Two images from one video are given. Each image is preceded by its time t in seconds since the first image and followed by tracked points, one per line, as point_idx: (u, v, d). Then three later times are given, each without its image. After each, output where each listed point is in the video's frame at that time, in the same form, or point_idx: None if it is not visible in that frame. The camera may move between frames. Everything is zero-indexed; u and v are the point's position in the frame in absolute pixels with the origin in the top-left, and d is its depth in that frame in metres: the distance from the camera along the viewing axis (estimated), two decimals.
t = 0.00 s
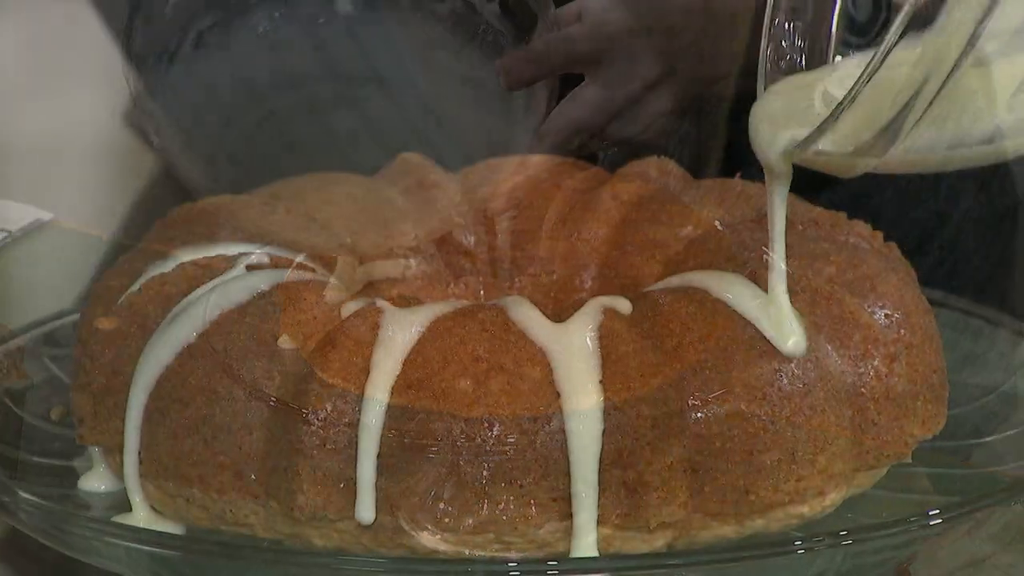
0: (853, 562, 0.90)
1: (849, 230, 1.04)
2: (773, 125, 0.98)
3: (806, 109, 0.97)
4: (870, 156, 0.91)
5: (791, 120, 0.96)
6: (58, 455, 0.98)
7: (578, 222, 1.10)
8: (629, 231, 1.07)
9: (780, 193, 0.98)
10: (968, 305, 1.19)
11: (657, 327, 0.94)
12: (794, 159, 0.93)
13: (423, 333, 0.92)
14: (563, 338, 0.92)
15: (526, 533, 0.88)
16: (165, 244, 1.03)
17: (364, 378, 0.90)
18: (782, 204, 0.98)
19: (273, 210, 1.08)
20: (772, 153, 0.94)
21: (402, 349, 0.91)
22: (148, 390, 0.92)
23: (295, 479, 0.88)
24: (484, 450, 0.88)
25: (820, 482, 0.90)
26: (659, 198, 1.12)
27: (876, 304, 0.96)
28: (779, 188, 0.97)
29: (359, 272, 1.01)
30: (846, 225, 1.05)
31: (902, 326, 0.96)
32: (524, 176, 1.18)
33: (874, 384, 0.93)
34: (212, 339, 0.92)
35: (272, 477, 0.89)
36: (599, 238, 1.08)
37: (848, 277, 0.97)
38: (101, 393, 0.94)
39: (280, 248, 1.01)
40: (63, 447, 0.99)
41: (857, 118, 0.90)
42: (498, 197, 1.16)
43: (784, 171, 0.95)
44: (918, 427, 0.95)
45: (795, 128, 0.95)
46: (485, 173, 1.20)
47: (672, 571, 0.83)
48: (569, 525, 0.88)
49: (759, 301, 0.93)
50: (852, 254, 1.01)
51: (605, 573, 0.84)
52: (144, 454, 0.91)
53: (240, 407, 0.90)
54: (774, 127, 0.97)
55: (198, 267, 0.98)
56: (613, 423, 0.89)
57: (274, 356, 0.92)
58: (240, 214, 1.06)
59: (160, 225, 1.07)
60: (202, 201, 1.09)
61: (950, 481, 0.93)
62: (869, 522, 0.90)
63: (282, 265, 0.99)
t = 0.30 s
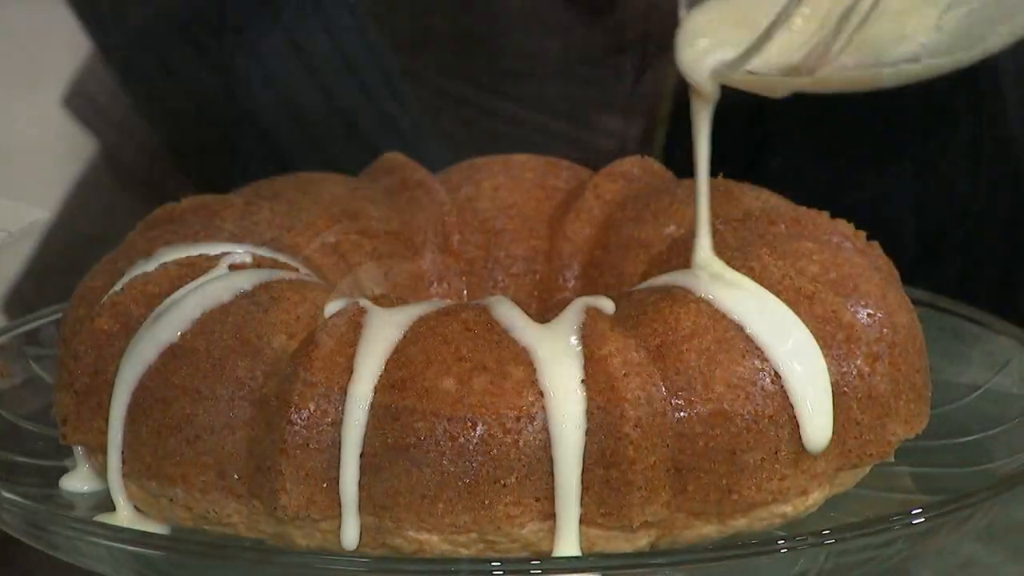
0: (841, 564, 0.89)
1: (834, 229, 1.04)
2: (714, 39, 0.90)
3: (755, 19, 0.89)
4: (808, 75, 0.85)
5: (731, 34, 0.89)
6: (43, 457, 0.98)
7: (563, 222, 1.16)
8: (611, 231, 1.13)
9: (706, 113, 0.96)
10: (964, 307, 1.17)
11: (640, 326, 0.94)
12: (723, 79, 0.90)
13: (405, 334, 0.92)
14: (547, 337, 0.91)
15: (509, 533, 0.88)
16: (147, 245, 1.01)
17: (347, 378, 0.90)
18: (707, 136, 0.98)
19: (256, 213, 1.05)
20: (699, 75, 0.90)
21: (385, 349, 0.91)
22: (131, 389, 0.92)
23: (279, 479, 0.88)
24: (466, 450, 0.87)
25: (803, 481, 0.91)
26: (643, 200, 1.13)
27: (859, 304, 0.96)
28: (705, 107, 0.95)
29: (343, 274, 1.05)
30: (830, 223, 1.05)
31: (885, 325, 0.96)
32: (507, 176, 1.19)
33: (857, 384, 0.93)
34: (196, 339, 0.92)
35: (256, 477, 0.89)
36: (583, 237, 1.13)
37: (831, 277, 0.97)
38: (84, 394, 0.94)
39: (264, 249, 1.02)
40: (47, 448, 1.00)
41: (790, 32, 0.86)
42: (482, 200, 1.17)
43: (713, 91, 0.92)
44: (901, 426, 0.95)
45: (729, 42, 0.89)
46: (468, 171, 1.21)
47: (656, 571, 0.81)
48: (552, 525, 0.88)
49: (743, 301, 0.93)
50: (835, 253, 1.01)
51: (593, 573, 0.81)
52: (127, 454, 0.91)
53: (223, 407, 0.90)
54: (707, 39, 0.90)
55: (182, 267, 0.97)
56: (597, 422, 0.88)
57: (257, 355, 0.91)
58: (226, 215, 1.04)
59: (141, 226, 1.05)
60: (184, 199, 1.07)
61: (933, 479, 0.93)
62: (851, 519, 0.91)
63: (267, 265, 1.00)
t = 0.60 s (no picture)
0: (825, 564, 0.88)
1: (816, 229, 1.05)
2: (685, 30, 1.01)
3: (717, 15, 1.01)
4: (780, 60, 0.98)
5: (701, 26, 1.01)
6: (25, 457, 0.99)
7: (545, 221, 1.16)
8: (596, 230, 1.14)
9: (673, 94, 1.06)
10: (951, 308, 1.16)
11: (623, 326, 0.94)
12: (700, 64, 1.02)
13: (388, 333, 0.92)
14: (531, 336, 0.91)
15: (492, 533, 0.88)
16: (130, 245, 1.01)
17: (330, 377, 0.90)
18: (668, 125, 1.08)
19: (239, 212, 1.05)
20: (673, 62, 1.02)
21: (368, 349, 0.91)
22: (115, 389, 0.92)
23: (262, 479, 0.87)
24: (450, 449, 0.87)
25: (787, 481, 0.91)
26: (626, 201, 1.13)
27: (842, 303, 0.96)
28: (674, 90, 1.05)
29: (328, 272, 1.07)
30: (813, 222, 1.05)
31: (868, 325, 0.96)
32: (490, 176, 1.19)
33: (840, 383, 0.93)
34: (179, 339, 0.92)
35: (238, 477, 0.89)
36: (565, 237, 1.15)
37: (814, 276, 0.97)
38: (67, 393, 0.94)
39: (247, 249, 1.02)
40: (29, 449, 0.99)
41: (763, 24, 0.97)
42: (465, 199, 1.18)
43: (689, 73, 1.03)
44: (884, 426, 0.95)
45: (698, 33, 1.01)
46: (451, 171, 1.21)
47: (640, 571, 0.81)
48: (535, 525, 0.88)
49: (727, 301, 0.94)
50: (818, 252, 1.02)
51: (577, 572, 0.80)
52: (110, 454, 0.91)
53: (206, 407, 0.90)
54: (683, 28, 1.01)
55: (165, 267, 0.97)
56: (580, 422, 0.88)
57: (240, 355, 0.92)
58: (209, 215, 1.04)
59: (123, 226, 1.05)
60: (168, 198, 1.06)
61: (916, 479, 0.93)
62: (835, 519, 0.91)
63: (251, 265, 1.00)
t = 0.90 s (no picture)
0: (807, 564, 0.88)
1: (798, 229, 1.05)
2: (807, 76, 0.93)
3: (852, 58, 0.93)
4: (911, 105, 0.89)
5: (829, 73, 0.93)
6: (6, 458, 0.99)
7: (526, 220, 1.17)
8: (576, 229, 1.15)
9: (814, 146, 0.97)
10: (925, 307, 1.16)
11: (604, 325, 0.94)
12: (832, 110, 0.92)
13: (370, 334, 0.92)
14: (513, 336, 0.91)
15: (474, 533, 0.88)
16: (111, 245, 1.01)
17: (312, 378, 0.90)
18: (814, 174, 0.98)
19: (220, 211, 1.05)
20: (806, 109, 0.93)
21: (350, 349, 0.91)
22: (97, 389, 0.92)
23: (243, 479, 0.87)
24: (432, 449, 0.87)
25: (768, 481, 0.90)
26: (608, 201, 1.13)
27: (824, 303, 0.96)
28: (815, 138, 0.96)
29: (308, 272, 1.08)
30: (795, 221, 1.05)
31: (849, 324, 0.96)
32: (472, 176, 1.20)
33: (821, 383, 0.93)
34: (161, 339, 0.92)
35: (220, 478, 0.89)
36: (547, 236, 1.15)
37: (796, 276, 0.97)
38: (49, 394, 0.94)
39: (228, 249, 1.02)
40: (10, 449, 1.00)
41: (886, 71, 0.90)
42: (446, 199, 1.18)
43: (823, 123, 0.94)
44: (865, 425, 0.95)
45: (831, 80, 0.92)
46: (432, 171, 1.22)
47: (622, 570, 0.80)
48: (517, 525, 0.88)
49: (710, 300, 0.94)
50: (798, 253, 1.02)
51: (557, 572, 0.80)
52: (92, 455, 0.91)
53: (188, 407, 0.90)
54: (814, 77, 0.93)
55: (147, 267, 0.97)
56: (562, 422, 0.88)
57: (222, 355, 0.91)
58: (190, 215, 1.04)
59: (105, 226, 1.05)
60: (149, 198, 1.06)
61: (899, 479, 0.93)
62: (817, 519, 0.91)
63: (232, 265, 1.00)
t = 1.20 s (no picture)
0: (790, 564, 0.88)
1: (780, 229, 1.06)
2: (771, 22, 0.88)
3: (809, 1, 0.88)
4: (878, 48, 0.86)
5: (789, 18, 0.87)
6: None
7: (510, 220, 1.17)
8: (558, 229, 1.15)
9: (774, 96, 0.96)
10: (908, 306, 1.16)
11: (587, 324, 0.94)
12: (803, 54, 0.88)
13: (353, 334, 0.92)
14: (495, 336, 0.91)
15: (457, 533, 0.87)
16: (94, 245, 1.01)
17: (294, 378, 0.90)
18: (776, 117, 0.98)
19: (202, 211, 1.06)
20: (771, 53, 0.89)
21: (333, 349, 0.91)
22: (79, 389, 0.92)
23: (225, 479, 0.87)
24: (414, 449, 0.87)
25: (750, 481, 0.90)
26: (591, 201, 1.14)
27: (805, 304, 0.96)
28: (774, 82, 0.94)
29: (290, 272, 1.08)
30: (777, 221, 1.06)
31: (831, 325, 0.96)
32: (455, 177, 1.20)
33: (803, 382, 0.93)
34: (143, 339, 0.92)
35: (202, 478, 0.89)
36: (530, 236, 1.16)
37: (778, 276, 0.98)
38: (31, 393, 0.94)
39: (211, 249, 1.02)
40: None
41: (854, 10, 0.86)
42: (429, 200, 1.19)
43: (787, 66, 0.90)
44: (846, 425, 0.96)
45: (791, 22, 0.88)
46: (415, 171, 1.22)
47: (604, 570, 0.80)
48: (501, 524, 0.88)
49: (693, 300, 0.94)
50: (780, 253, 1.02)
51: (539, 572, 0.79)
52: (73, 455, 0.91)
53: (170, 407, 0.90)
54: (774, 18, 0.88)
55: (129, 267, 0.98)
56: (544, 422, 0.88)
57: (204, 355, 0.91)
58: (173, 215, 1.04)
59: (87, 226, 1.05)
60: (132, 198, 1.06)
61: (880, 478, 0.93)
62: (799, 518, 0.91)
63: (214, 265, 1.00)
